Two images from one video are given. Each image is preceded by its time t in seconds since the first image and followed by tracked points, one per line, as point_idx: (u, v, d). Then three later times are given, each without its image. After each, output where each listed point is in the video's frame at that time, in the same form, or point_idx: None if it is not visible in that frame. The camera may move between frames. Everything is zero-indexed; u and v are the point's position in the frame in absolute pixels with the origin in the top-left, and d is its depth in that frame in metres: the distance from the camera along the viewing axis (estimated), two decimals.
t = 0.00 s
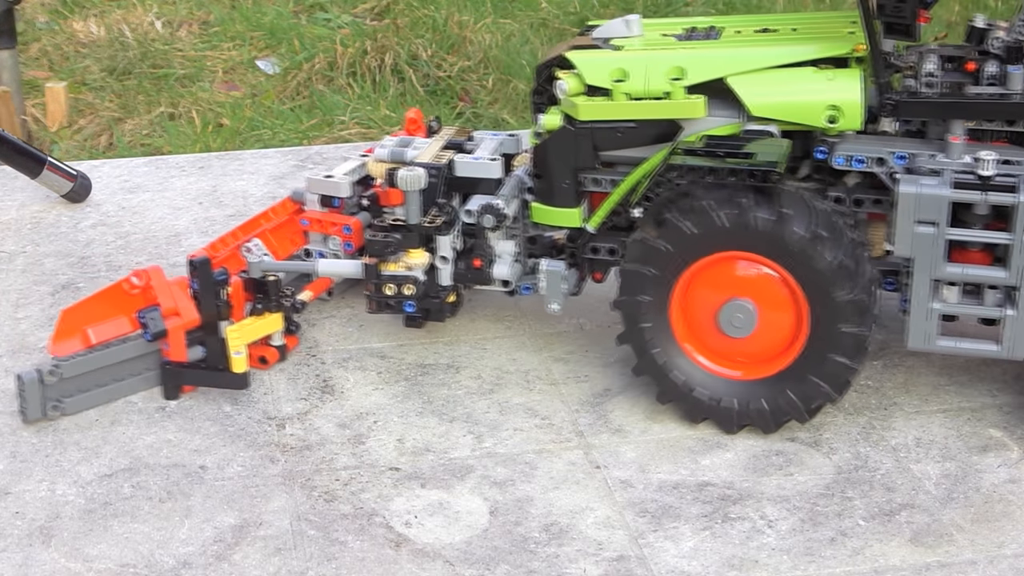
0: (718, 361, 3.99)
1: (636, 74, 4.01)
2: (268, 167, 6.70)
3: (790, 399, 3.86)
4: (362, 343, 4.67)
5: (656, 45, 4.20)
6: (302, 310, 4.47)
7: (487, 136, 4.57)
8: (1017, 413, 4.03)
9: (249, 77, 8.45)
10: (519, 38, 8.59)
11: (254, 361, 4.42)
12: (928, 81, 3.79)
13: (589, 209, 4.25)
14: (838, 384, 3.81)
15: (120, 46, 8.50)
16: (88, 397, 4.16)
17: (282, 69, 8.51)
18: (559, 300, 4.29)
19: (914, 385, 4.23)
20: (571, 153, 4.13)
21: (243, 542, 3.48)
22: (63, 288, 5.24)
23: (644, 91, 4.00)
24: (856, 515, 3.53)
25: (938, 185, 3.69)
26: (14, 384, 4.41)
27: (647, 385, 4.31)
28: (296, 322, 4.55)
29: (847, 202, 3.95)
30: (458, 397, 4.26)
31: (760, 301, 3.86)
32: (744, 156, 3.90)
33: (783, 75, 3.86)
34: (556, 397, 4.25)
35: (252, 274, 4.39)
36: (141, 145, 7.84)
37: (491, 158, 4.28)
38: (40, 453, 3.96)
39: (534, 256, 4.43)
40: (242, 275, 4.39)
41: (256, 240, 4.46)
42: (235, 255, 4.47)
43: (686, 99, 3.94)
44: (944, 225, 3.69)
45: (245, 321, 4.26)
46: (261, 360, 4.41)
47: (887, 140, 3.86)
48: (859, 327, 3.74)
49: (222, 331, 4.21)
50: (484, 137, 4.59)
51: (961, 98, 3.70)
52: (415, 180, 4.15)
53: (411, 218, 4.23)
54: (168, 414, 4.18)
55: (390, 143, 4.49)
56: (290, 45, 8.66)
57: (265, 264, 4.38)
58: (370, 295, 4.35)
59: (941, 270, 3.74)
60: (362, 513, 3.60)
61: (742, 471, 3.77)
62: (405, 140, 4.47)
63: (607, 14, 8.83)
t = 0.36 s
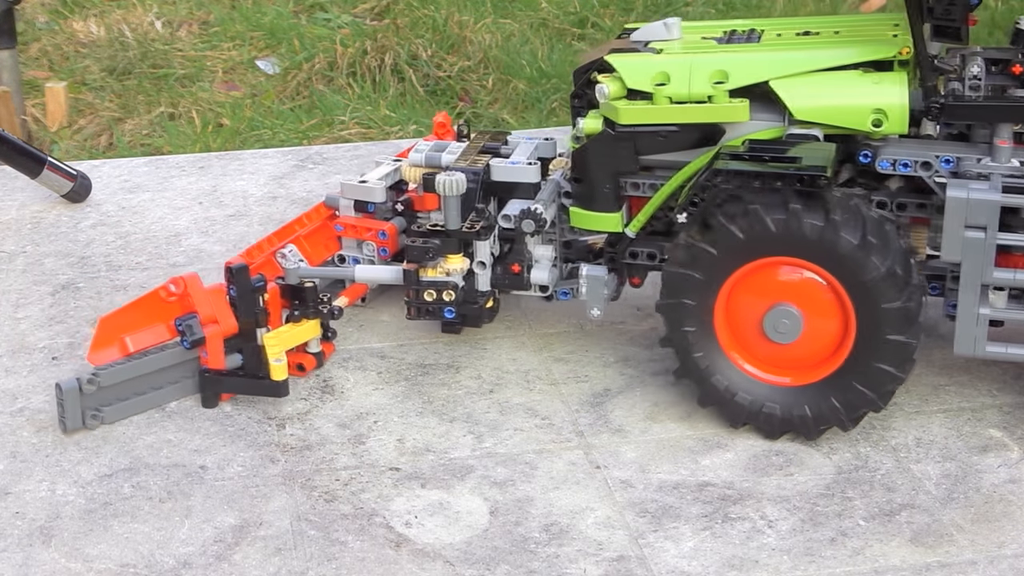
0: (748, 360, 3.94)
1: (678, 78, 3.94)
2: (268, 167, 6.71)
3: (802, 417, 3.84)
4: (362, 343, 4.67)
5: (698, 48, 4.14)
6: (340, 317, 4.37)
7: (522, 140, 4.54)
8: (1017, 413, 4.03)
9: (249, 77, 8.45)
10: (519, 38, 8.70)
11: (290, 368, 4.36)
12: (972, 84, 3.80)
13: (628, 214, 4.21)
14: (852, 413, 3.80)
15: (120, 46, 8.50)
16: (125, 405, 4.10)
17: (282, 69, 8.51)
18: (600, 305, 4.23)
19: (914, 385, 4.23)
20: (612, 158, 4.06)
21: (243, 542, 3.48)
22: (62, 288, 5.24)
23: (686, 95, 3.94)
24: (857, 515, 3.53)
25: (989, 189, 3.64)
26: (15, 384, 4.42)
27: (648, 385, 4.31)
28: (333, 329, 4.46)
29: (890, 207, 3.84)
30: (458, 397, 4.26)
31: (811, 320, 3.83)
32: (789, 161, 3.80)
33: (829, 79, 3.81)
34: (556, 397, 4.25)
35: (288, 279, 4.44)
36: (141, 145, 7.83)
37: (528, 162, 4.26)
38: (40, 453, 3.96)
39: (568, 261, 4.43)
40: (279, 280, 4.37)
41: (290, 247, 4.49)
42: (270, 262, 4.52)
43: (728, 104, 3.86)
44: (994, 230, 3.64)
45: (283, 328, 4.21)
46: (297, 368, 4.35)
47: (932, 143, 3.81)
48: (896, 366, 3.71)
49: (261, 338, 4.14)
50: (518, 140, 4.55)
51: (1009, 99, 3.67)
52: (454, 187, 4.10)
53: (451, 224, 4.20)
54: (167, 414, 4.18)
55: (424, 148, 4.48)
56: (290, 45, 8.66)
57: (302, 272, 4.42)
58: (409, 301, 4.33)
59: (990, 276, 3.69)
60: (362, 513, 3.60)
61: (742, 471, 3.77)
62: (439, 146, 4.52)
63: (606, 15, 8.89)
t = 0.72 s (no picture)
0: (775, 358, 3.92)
1: (714, 81, 3.87)
2: (268, 167, 6.71)
3: (808, 420, 3.84)
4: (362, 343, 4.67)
5: (733, 50, 4.09)
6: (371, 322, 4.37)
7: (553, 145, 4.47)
8: (1016, 413, 4.03)
9: (249, 77, 8.45)
10: (519, 38, 8.75)
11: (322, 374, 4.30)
12: (1011, 87, 3.67)
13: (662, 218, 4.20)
14: (860, 431, 3.81)
15: (120, 46, 8.50)
16: (158, 412, 4.03)
17: (282, 69, 8.51)
18: (634, 310, 4.18)
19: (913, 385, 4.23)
20: (647, 160, 4.00)
21: (243, 542, 3.48)
22: (62, 287, 5.24)
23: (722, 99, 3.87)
24: (857, 515, 3.53)
25: None
26: (15, 384, 4.42)
27: (649, 385, 4.31)
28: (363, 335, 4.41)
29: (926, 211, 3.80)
30: (458, 397, 4.26)
31: (852, 337, 3.82)
32: (826, 166, 3.72)
33: (866, 82, 3.75)
34: (556, 397, 4.25)
35: (319, 284, 4.34)
36: (142, 145, 7.83)
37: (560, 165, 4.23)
38: (40, 453, 3.96)
39: (598, 264, 4.32)
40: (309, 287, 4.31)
41: (320, 250, 4.34)
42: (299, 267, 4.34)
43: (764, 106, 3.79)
44: None
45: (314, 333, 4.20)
46: (328, 373, 4.30)
47: (970, 147, 3.75)
48: (919, 396, 3.73)
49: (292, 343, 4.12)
50: (548, 145, 4.53)
51: None
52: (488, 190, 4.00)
53: (483, 228, 4.07)
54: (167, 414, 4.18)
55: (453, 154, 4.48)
56: (290, 45, 8.66)
57: (333, 276, 4.33)
58: (442, 306, 4.21)
59: None
60: (362, 513, 3.60)
61: (742, 471, 3.77)
62: (468, 150, 4.51)
63: (606, 15, 8.92)
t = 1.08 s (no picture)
0: (797, 354, 3.87)
1: (744, 84, 3.89)
2: (268, 167, 6.71)
3: (815, 418, 3.82)
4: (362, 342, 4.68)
5: (760, 54, 4.11)
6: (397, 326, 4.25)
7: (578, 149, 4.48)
8: (1016, 413, 4.03)
9: (249, 77, 8.45)
10: (519, 39, 8.76)
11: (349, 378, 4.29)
12: None
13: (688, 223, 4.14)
14: (863, 439, 3.80)
15: (120, 47, 8.50)
16: (187, 417, 3.89)
17: (282, 68, 8.51)
18: (662, 313, 4.14)
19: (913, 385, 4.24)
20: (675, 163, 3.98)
21: (243, 542, 3.48)
22: (62, 287, 5.24)
23: (753, 101, 3.88)
24: (857, 515, 3.53)
25: None
26: (15, 384, 4.42)
27: (649, 385, 4.31)
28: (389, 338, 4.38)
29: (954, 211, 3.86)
30: (458, 397, 4.26)
31: (882, 348, 3.79)
32: (857, 168, 3.71)
33: (896, 85, 3.76)
34: (556, 397, 4.26)
35: (344, 288, 4.16)
36: (142, 145, 7.82)
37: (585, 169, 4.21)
38: (40, 453, 3.96)
39: (623, 268, 4.32)
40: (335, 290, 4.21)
41: (345, 255, 4.30)
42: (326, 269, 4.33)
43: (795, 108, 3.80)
44: None
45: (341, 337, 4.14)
46: (355, 377, 4.29)
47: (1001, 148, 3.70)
48: (932, 415, 3.70)
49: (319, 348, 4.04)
50: (573, 148, 4.53)
51: None
52: (513, 195, 3.98)
53: (510, 231, 4.06)
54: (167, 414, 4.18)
55: (479, 155, 4.40)
56: (290, 45, 8.66)
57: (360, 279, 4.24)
58: (469, 309, 4.19)
59: None
60: (362, 513, 3.60)
61: (742, 471, 3.77)
62: (493, 153, 4.42)
63: (606, 15, 8.94)
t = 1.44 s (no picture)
0: (814, 350, 3.85)
1: (764, 86, 3.81)
2: (268, 167, 6.71)
3: (821, 412, 3.82)
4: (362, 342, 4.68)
5: (780, 54, 4.07)
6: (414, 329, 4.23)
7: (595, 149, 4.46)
8: (1015, 413, 4.04)
9: (249, 77, 8.45)
10: (519, 39, 8.77)
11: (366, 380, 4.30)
12: None
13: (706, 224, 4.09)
14: (865, 441, 3.81)
15: (120, 47, 8.50)
16: (204, 421, 3.95)
17: (282, 68, 8.51)
18: (681, 316, 4.08)
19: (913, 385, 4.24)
20: (695, 165, 3.93)
21: (243, 542, 3.48)
22: (62, 287, 5.23)
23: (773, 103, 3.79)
24: (857, 515, 3.52)
25: None
26: (15, 384, 4.42)
27: (649, 385, 4.31)
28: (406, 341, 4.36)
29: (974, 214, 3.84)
30: (458, 397, 4.26)
31: (899, 353, 3.78)
32: (878, 170, 3.71)
33: (917, 87, 3.69)
34: (556, 397, 4.26)
35: (361, 290, 4.19)
36: (142, 145, 7.81)
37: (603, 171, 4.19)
38: (40, 453, 3.96)
39: (640, 270, 4.27)
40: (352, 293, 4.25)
41: (361, 256, 4.29)
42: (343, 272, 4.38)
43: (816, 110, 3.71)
44: None
45: (358, 339, 4.14)
46: (372, 379, 4.29)
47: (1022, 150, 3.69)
48: (938, 426, 3.71)
49: (338, 350, 4.07)
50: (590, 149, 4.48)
51: None
52: (533, 196, 3.93)
53: (528, 234, 4.02)
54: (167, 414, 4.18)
55: (495, 156, 4.40)
56: (290, 45, 8.66)
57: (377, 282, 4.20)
58: (487, 311, 4.15)
59: None
60: (362, 513, 3.59)
61: (742, 471, 3.77)
62: (510, 154, 4.44)
63: (606, 15, 8.96)
